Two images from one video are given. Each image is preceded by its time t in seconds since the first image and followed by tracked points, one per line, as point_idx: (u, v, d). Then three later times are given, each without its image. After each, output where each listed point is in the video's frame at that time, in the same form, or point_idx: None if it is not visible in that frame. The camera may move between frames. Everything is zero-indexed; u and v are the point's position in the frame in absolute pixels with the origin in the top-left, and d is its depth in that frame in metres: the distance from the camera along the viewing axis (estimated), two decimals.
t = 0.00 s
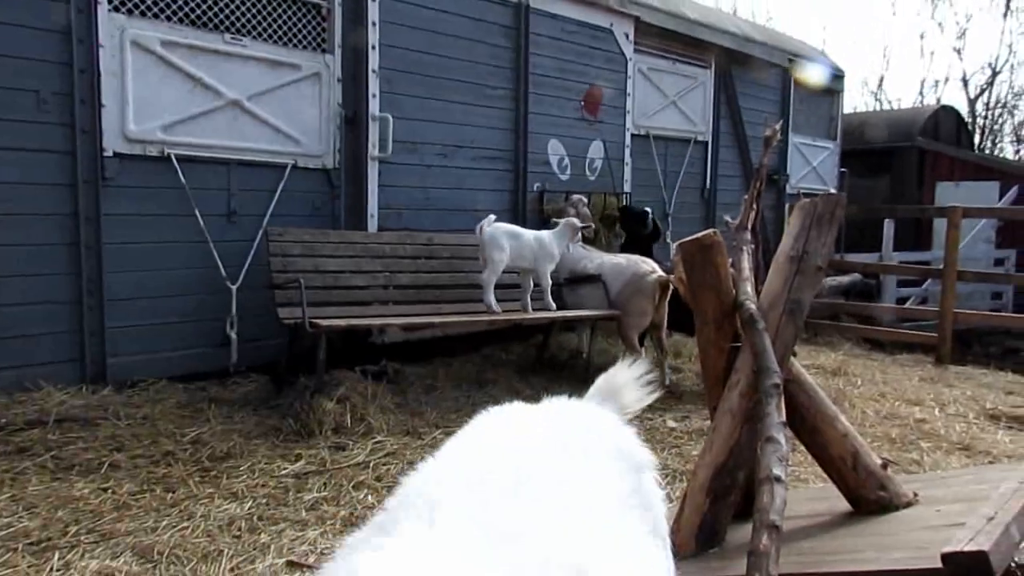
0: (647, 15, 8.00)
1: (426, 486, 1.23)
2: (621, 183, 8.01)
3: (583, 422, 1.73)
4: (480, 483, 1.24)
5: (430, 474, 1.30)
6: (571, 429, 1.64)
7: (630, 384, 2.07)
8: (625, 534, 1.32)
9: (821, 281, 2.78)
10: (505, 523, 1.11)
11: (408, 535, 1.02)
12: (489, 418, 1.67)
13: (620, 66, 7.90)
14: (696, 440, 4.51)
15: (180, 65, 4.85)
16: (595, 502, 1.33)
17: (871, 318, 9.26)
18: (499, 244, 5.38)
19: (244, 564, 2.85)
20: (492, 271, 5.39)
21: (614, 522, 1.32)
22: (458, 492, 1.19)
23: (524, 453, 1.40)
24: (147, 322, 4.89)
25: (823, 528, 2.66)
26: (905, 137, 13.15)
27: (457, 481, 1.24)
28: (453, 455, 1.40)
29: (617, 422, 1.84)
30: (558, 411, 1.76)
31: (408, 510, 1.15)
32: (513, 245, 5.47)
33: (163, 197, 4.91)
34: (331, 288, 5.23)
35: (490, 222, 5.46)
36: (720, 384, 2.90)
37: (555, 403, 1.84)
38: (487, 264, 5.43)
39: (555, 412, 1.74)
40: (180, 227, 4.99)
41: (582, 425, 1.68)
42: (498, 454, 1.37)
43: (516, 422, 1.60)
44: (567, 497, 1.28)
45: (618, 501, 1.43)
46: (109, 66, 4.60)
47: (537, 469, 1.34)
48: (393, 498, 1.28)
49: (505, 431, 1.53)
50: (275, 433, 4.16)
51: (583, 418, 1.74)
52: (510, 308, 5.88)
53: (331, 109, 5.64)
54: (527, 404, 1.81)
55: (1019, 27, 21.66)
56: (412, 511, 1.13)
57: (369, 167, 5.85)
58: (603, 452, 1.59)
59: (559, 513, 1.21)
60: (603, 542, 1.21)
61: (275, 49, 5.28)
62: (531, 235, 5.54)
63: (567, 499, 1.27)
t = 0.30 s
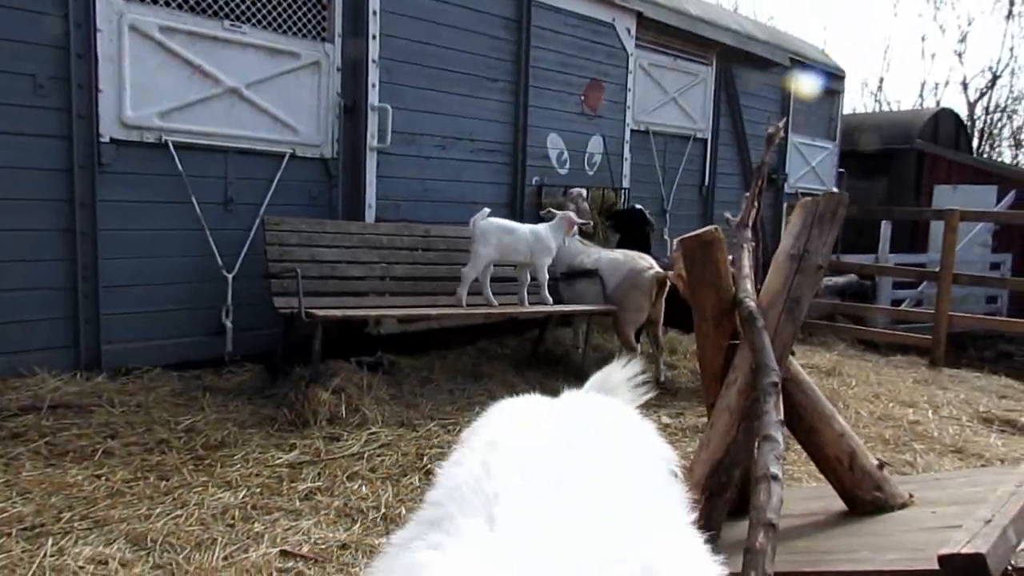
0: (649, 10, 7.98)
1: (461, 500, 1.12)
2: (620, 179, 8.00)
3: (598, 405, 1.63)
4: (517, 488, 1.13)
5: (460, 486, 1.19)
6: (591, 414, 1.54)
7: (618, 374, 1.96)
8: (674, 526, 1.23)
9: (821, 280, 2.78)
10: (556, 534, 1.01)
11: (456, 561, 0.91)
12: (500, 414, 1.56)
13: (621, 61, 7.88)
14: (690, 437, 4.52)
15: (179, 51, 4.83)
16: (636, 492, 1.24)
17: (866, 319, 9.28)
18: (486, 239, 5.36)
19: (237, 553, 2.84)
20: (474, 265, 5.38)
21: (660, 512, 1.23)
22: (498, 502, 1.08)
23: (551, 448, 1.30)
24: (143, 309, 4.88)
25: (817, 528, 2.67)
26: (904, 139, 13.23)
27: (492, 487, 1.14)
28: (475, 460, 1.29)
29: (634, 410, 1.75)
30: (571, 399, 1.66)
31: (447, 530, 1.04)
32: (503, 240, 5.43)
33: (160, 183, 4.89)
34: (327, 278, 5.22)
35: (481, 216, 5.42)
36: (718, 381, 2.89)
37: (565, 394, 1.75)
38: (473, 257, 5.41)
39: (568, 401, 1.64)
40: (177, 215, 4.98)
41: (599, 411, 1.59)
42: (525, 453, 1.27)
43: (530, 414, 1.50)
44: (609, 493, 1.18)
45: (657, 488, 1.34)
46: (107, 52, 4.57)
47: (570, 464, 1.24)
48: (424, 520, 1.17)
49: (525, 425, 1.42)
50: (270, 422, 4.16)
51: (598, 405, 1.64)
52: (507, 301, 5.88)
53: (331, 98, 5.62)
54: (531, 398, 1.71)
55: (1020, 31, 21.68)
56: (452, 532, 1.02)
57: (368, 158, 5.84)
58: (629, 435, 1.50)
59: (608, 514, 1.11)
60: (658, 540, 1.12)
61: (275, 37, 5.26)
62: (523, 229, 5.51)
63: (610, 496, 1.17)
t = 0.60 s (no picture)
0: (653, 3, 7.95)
1: (451, 491, 1.12)
2: (623, 173, 7.98)
3: (584, 400, 1.64)
4: (507, 477, 1.14)
5: (448, 477, 1.19)
6: (577, 407, 1.55)
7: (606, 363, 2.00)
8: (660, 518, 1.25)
9: (826, 276, 2.77)
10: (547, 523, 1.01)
11: (446, 549, 0.92)
12: (487, 410, 1.56)
13: (624, 54, 7.86)
14: (693, 432, 4.52)
15: (182, 42, 4.81)
16: (622, 483, 1.25)
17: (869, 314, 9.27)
18: (484, 234, 5.33)
19: (238, 546, 2.84)
20: (472, 259, 5.35)
21: (647, 503, 1.25)
22: (488, 491, 1.09)
23: (539, 438, 1.31)
24: (145, 301, 4.88)
25: (821, 524, 2.66)
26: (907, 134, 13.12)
27: (482, 477, 1.14)
28: (463, 452, 1.29)
29: (623, 405, 1.76)
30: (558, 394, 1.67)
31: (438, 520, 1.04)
32: (500, 234, 5.42)
33: (162, 175, 4.88)
34: (330, 271, 5.21)
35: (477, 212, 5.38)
36: (722, 377, 2.88)
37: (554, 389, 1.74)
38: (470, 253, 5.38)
39: (553, 395, 1.64)
40: (179, 206, 4.97)
41: (585, 404, 1.60)
42: (514, 444, 1.27)
43: (518, 407, 1.50)
44: (596, 483, 1.20)
45: (643, 479, 1.35)
46: (110, 42, 4.55)
47: (558, 454, 1.25)
48: (413, 512, 1.16)
49: (513, 417, 1.42)
50: (272, 414, 4.16)
51: (585, 399, 1.65)
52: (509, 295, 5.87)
53: (334, 91, 5.61)
54: (522, 393, 1.71)
55: None
56: (442, 521, 1.02)
57: (371, 151, 5.83)
58: (614, 428, 1.52)
59: (597, 504, 1.12)
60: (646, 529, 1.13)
61: (278, 28, 5.24)
62: (519, 224, 5.50)
63: (598, 486, 1.18)
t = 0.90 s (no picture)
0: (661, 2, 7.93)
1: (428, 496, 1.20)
2: (631, 172, 7.97)
3: (561, 390, 1.72)
4: (481, 473, 1.21)
5: (426, 480, 1.27)
6: (554, 399, 1.62)
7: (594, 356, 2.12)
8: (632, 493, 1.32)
9: (835, 278, 2.76)
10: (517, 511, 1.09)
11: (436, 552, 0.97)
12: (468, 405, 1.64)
13: (632, 54, 7.84)
14: (699, 433, 4.51)
15: (191, 41, 4.83)
16: (593, 463, 1.33)
17: (876, 315, 9.23)
18: (489, 235, 5.34)
19: (243, 545, 2.85)
20: (478, 259, 5.35)
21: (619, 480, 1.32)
22: (460, 492, 1.17)
23: (513, 431, 1.38)
24: (152, 299, 4.90)
25: (829, 527, 2.66)
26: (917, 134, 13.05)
27: (456, 477, 1.22)
28: (441, 452, 1.37)
29: (603, 398, 1.82)
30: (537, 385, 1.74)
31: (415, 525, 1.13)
32: (506, 234, 5.41)
33: (171, 173, 4.89)
34: (336, 270, 5.22)
35: (484, 211, 5.39)
36: (729, 378, 2.87)
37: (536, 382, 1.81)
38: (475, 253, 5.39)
39: (531, 389, 1.71)
40: (187, 205, 4.99)
41: (561, 394, 1.67)
42: (488, 439, 1.35)
43: (497, 402, 1.57)
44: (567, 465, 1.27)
45: (615, 460, 1.42)
46: (119, 39, 4.57)
47: (530, 444, 1.32)
48: (395, 516, 1.25)
49: (489, 412, 1.50)
50: (278, 413, 4.17)
51: (565, 390, 1.72)
52: (516, 295, 5.87)
53: (342, 90, 5.61)
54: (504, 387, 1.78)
55: None
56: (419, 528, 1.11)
57: (378, 150, 5.84)
58: (589, 415, 1.59)
59: (567, 485, 1.20)
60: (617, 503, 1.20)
61: (287, 27, 5.25)
62: (526, 224, 5.49)
63: (568, 468, 1.26)
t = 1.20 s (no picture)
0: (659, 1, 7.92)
1: (393, 465, 1.37)
2: (630, 171, 7.96)
3: (525, 374, 1.90)
4: (442, 448, 1.38)
5: (393, 452, 1.44)
6: (516, 382, 1.81)
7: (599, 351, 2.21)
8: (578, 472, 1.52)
9: (835, 274, 2.76)
10: (472, 486, 1.28)
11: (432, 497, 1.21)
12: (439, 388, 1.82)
13: (630, 53, 7.84)
14: (700, 431, 4.50)
15: (188, 44, 4.83)
16: (547, 447, 1.51)
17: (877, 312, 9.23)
18: (490, 234, 5.34)
19: (246, 548, 2.85)
20: (479, 260, 5.35)
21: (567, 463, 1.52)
22: (438, 453, 1.37)
23: (476, 411, 1.56)
24: (152, 303, 4.89)
25: (832, 523, 2.66)
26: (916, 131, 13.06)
27: (420, 450, 1.39)
28: (409, 428, 1.54)
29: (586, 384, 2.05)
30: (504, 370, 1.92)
31: (380, 488, 1.30)
32: (509, 235, 5.41)
33: (169, 177, 4.89)
34: (337, 272, 5.22)
35: (484, 210, 5.39)
36: (730, 376, 2.87)
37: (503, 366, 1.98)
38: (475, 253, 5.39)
39: (498, 373, 1.89)
40: (186, 208, 4.98)
41: (525, 379, 1.85)
42: (451, 418, 1.52)
43: (462, 386, 1.75)
44: (522, 448, 1.45)
45: (568, 441, 1.62)
46: (116, 43, 4.56)
47: (490, 425, 1.50)
48: (362, 483, 1.43)
49: (457, 394, 1.68)
50: (279, 416, 4.17)
51: (531, 374, 1.91)
52: (516, 295, 5.87)
53: (340, 91, 5.61)
54: (476, 370, 1.95)
55: None
56: (384, 496, 1.26)
57: (376, 151, 5.84)
58: (548, 396, 1.78)
59: (536, 461, 1.43)
60: (563, 486, 1.40)
61: (284, 30, 5.25)
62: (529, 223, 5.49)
63: (522, 448, 1.45)
